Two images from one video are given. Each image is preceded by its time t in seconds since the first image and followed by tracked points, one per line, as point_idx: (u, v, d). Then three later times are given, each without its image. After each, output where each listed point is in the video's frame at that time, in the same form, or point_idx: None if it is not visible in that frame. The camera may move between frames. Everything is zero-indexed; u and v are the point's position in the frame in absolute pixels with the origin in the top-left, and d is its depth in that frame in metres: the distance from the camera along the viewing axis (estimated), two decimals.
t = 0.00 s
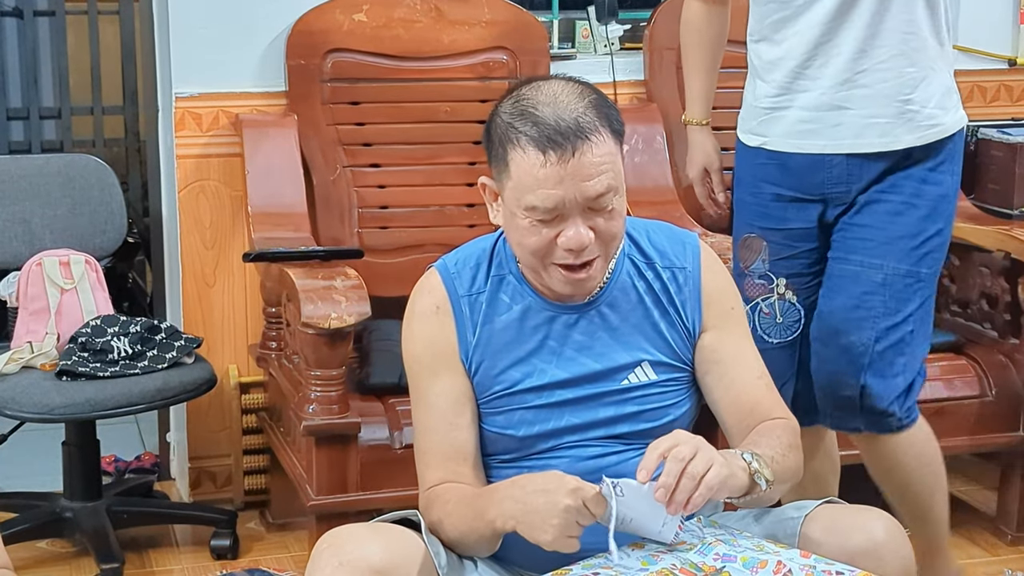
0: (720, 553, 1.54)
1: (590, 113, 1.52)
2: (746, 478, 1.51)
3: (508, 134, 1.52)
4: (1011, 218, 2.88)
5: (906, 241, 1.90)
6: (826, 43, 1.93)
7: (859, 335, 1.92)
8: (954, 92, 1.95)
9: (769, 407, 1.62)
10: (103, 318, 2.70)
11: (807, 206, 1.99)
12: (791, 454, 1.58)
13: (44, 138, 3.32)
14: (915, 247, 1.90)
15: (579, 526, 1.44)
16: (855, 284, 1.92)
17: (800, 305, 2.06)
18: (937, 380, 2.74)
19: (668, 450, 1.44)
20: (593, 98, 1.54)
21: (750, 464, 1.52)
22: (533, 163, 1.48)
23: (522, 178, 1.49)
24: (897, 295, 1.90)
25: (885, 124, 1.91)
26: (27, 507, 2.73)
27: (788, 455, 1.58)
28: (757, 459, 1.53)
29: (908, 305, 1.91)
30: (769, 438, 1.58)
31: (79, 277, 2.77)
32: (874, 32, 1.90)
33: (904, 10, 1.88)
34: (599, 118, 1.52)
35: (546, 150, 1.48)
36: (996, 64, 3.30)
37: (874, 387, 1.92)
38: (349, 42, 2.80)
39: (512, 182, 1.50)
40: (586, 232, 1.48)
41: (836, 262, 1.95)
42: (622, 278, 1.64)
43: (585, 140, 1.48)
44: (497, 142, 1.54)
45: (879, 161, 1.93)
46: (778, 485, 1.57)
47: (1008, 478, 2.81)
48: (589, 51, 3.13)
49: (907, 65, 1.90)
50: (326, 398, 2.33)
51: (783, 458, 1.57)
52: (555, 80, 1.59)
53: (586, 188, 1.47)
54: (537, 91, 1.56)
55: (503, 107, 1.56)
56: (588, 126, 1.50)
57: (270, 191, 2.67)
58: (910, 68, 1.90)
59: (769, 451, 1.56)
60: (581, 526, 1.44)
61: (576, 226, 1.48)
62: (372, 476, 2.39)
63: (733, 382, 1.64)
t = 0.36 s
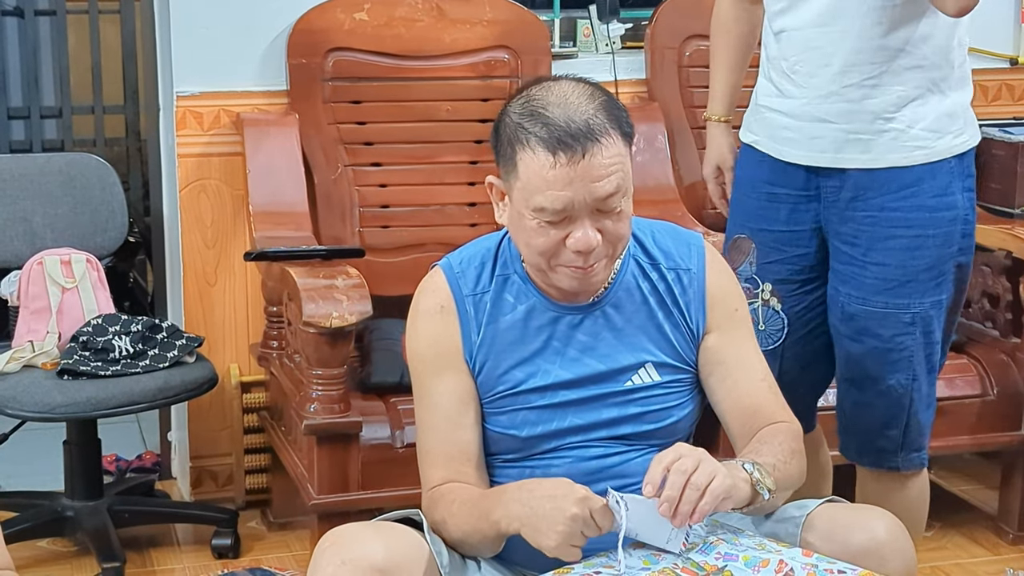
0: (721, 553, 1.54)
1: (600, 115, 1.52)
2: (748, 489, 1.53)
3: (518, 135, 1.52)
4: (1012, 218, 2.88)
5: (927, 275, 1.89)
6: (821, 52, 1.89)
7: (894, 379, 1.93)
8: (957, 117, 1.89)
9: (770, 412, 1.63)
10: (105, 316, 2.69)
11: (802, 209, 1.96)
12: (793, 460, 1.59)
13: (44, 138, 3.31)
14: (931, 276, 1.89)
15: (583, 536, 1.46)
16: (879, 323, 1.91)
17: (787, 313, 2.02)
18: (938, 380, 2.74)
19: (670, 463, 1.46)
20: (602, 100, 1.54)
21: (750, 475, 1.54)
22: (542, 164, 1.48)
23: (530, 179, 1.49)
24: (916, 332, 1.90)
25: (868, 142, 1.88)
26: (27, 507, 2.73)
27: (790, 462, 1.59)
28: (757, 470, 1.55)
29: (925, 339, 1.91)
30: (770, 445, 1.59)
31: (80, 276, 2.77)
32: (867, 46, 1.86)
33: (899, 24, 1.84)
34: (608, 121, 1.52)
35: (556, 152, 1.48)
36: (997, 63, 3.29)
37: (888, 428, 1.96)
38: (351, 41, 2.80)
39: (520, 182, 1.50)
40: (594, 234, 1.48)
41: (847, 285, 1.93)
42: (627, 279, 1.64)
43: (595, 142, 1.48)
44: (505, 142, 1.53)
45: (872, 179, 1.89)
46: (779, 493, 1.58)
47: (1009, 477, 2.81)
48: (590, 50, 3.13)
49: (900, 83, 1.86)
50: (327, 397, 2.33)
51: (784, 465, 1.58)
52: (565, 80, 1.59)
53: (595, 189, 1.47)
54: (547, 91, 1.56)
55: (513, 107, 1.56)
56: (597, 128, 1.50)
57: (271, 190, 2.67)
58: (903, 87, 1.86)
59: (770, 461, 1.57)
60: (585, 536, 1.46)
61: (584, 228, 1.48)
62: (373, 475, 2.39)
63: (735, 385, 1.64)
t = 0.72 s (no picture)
0: (720, 555, 1.54)
1: (601, 121, 1.52)
2: (746, 502, 1.53)
3: (519, 138, 1.52)
4: (1011, 218, 2.93)
5: (905, 289, 1.83)
6: (805, 61, 1.84)
7: (873, 394, 1.87)
8: (949, 131, 1.79)
9: (770, 416, 1.63)
10: (104, 317, 2.69)
11: (780, 212, 1.90)
12: (791, 468, 1.59)
13: (44, 138, 3.31)
14: (910, 289, 1.83)
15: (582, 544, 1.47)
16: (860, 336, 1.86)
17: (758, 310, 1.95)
18: (938, 380, 2.74)
19: (671, 476, 1.47)
20: (604, 105, 1.54)
21: (749, 489, 1.54)
22: (542, 168, 1.48)
23: (530, 183, 1.49)
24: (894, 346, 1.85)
25: (844, 154, 1.82)
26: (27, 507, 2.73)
27: (789, 470, 1.59)
28: (756, 484, 1.55)
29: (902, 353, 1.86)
30: (769, 454, 1.59)
31: (80, 277, 2.77)
32: (848, 57, 1.79)
33: (881, 30, 1.76)
34: (610, 126, 1.52)
35: (556, 156, 1.48)
36: (996, 64, 3.30)
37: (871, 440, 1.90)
38: (350, 42, 2.80)
39: (520, 185, 1.50)
40: (593, 240, 1.49)
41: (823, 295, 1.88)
42: (628, 282, 1.64)
43: (595, 148, 1.48)
44: (507, 144, 1.54)
45: (848, 191, 1.83)
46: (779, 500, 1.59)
47: (1009, 477, 2.81)
48: (590, 51, 3.13)
49: (880, 95, 1.79)
50: (326, 398, 2.33)
51: (783, 472, 1.59)
52: (569, 84, 1.58)
53: (595, 194, 1.47)
54: (551, 95, 1.56)
55: (516, 109, 1.56)
56: (599, 134, 1.50)
57: (271, 191, 2.67)
58: (884, 99, 1.79)
59: (767, 472, 1.58)
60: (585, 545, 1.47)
61: (583, 233, 1.49)
62: (372, 476, 2.39)
63: (733, 388, 1.65)
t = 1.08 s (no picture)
0: (720, 554, 1.54)
1: (599, 121, 1.52)
2: (743, 509, 1.53)
3: (517, 138, 1.52)
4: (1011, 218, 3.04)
5: (826, 299, 1.81)
6: (721, 78, 1.75)
7: (805, 402, 1.88)
8: (862, 142, 1.73)
9: (769, 418, 1.64)
10: (104, 317, 2.69)
11: (699, 222, 1.85)
12: (790, 471, 1.60)
13: (44, 138, 3.32)
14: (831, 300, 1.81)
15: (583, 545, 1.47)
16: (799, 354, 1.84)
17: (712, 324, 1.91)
18: (938, 380, 2.74)
19: (676, 481, 1.48)
20: (603, 105, 1.54)
21: (748, 497, 1.54)
22: (540, 169, 1.48)
23: (529, 183, 1.49)
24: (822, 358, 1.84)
25: (754, 169, 1.76)
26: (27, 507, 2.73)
27: (788, 473, 1.60)
28: (756, 494, 1.55)
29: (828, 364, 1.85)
30: (769, 454, 1.60)
31: (80, 277, 2.76)
32: (760, 77, 1.70)
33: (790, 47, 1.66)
34: (608, 127, 1.51)
35: (554, 156, 1.48)
36: (996, 64, 3.30)
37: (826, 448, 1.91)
38: (350, 42, 2.79)
39: (518, 186, 1.50)
40: (592, 240, 1.49)
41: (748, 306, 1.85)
42: (627, 282, 1.64)
43: (593, 149, 1.48)
44: (505, 144, 1.54)
45: (761, 206, 1.78)
46: (778, 502, 1.59)
47: (1010, 476, 2.81)
48: (590, 51, 3.14)
49: (791, 112, 1.71)
50: (327, 398, 2.33)
51: (783, 474, 1.59)
52: (567, 84, 1.58)
53: (593, 194, 1.47)
54: (549, 95, 1.56)
55: (515, 109, 1.56)
56: (597, 134, 1.50)
57: (271, 191, 2.67)
58: (793, 114, 1.71)
59: (768, 475, 1.58)
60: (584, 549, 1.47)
61: (581, 234, 1.49)
62: (373, 476, 2.39)
63: (732, 390, 1.65)
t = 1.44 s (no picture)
0: (716, 553, 1.53)
1: (594, 118, 1.51)
2: (750, 497, 1.55)
3: (512, 136, 1.52)
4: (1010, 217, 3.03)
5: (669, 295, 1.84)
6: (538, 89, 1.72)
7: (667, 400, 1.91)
8: (681, 142, 1.73)
9: (772, 409, 1.65)
10: (103, 315, 2.69)
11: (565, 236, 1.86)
12: (797, 461, 1.61)
13: (44, 138, 3.32)
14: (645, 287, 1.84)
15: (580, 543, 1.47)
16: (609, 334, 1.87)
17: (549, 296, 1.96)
18: (937, 379, 2.73)
19: (680, 496, 1.45)
20: (597, 101, 1.54)
21: (758, 486, 1.55)
22: (536, 167, 1.48)
23: (524, 181, 1.49)
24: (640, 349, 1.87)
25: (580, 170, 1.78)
26: (26, 506, 2.73)
27: (796, 463, 1.61)
28: (767, 485, 1.56)
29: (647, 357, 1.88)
30: (777, 441, 1.61)
31: (78, 276, 2.76)
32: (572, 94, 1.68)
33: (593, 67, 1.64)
34: (603, 123, 1.51)
35: (549, 154, 1.48)
36: (996, 63, 3.29)
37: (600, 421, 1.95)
38: (349, 40, 2.79)
39: (514, 183, 1.51)
40: (588, 237, 1.49)
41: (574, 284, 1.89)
42: (625, 279, 1.63)
43: (588, 146, 1.48)
44: (500, 141, 1.53)
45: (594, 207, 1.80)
46: (783, 490, 1.60)
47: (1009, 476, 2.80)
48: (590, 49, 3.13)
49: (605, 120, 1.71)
50: (326, 397, 2.33)
51: (791, 462, 1.60)
52: (561, 80, 1.58)
53: (588, 192, 1.47)
54: (543, 92, 1.55)
55: (510, 106, 1.56)
56: (592, 132, 1.49)
57: (270, 190, 2.67)
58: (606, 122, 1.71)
59: (777, 463, 1.59)
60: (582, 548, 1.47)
61: (577, 231, 1.49)
62: (372, 475, 2.39)
63: (734, 383, 1.65)
